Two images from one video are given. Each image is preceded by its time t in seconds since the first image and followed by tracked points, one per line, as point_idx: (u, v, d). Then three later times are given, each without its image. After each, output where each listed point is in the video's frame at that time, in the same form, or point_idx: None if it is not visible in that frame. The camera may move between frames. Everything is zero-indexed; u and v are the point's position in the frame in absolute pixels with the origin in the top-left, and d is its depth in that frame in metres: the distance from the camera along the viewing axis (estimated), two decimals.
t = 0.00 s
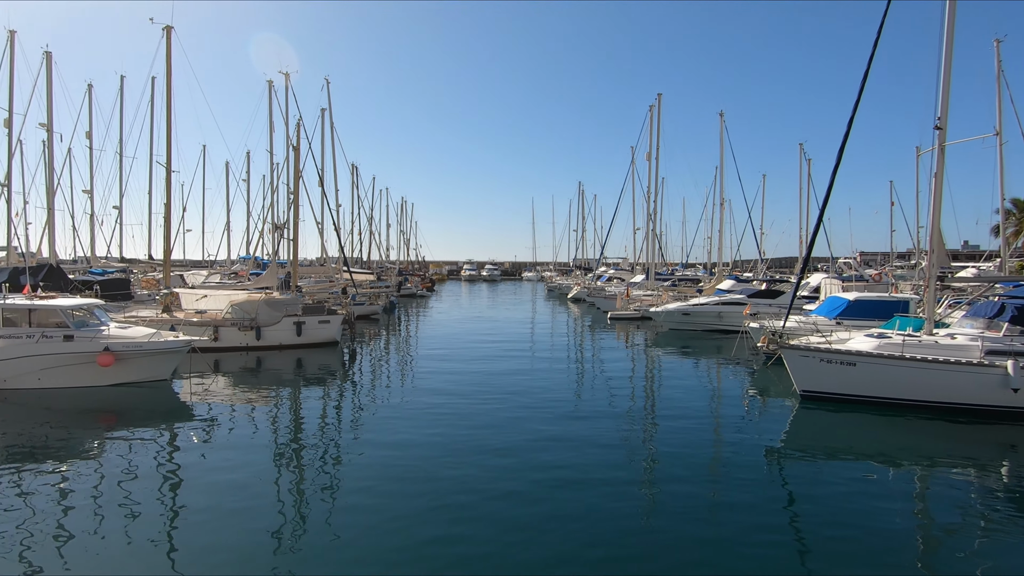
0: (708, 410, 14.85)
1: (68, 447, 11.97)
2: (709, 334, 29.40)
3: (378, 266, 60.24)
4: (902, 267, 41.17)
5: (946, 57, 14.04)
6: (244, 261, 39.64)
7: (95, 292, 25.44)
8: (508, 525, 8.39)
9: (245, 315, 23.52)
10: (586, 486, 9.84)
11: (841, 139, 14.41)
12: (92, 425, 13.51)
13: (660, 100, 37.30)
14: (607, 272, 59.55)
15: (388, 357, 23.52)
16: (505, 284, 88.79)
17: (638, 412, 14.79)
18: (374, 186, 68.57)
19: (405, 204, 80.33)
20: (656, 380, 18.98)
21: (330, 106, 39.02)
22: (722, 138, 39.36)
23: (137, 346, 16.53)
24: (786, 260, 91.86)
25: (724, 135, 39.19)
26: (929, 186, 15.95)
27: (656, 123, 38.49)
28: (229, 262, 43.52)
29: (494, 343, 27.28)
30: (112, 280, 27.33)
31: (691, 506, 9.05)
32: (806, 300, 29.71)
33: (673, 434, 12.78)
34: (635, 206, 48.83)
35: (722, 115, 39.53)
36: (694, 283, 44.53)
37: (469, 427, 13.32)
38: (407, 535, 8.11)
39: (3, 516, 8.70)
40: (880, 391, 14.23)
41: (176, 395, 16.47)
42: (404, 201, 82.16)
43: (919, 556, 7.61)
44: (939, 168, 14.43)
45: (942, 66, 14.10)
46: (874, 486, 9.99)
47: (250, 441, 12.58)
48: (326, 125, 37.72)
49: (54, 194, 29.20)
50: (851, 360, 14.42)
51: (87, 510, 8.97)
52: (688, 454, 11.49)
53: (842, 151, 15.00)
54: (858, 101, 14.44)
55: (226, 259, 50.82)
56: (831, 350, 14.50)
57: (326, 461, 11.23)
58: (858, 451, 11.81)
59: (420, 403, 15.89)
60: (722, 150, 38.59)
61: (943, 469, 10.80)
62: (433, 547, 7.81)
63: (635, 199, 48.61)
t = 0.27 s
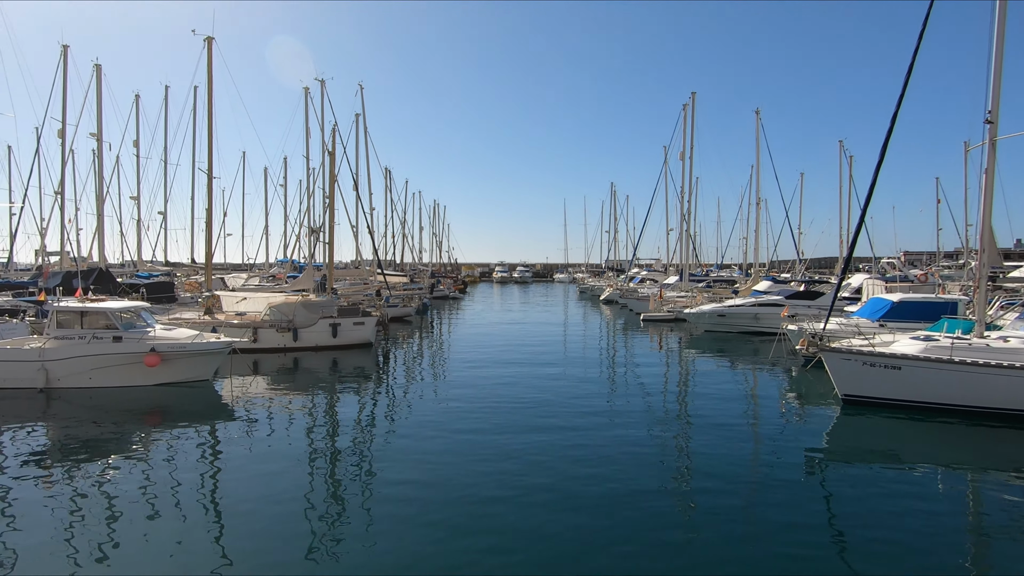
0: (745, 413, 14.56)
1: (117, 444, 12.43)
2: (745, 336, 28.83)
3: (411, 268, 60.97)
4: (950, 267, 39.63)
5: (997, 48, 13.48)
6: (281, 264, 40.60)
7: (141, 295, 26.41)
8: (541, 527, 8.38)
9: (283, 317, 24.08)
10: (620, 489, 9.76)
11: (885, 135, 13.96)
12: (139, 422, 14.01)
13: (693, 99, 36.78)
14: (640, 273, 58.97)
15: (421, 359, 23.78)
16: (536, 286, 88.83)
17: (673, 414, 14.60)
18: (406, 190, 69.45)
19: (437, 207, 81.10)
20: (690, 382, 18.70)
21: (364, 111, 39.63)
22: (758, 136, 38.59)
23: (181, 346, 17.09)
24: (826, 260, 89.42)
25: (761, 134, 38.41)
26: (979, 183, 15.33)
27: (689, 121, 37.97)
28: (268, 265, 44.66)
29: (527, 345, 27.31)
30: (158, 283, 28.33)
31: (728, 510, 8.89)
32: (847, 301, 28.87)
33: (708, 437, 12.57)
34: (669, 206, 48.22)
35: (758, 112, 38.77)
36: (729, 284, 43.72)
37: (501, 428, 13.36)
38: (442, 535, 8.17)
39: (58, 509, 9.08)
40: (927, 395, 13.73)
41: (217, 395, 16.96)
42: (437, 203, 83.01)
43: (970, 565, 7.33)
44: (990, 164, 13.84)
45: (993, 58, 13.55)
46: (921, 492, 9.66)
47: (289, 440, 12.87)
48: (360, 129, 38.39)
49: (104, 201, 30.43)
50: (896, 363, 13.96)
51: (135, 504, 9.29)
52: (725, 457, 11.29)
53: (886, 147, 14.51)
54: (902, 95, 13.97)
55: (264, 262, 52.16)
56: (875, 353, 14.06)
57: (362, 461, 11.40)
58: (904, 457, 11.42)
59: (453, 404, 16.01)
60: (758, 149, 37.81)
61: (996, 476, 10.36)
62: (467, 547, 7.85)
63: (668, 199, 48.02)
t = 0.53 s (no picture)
0: (779, 417, 14.28)
1: (158, 443, 12.83)
2: (779, 338, 28.23)
3: (441, 271, 61.41)
4: (997, 267, 38.12)
5: None
6: (314, 268, 41.40)
7: (181, 298, 27.23)
8: (569, 530, 8.36)
9: (316, 320, 24.51)
10: (650, 492, 9.67)
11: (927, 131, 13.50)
12: (179, 422, 14.44)
13: (725, 97, 36.33)
14: (670, 275, 58.26)
15: (451, 361, 23.95)
16: (566, 289, 88.47)
17: (705, 418, 14.40)
18: (437, 193, 70.02)
19: (467, 210, 81.52)
20: (723, 385, 18.42)
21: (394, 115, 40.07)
22: (792, 134, 37.80)
23: (219, 348, 17.56)
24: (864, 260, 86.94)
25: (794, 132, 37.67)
26: None
27: (721, 120, 37.43)
28: (302, 269, 45.55)
29: (556, 347, 27.25)
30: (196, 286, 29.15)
31: (761, 516, 8.72)
32: (886, 303, 28.02)
33: (741, 441, 12.36)
34: (700, 206, 47.55)
35: (792, 110, 37.99)
36: (763, 286, 42.85)
37: (530, 431, 13.36)
38: (470, 537, 8.22)
39: (102, 506, 9.41)
40: (973, 401, 13.25)
41: (253, 396, 17.37)
42: (466, 206, 83.51)
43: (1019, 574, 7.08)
44: None
45: None
46: (967, 499, 9.34)
47: (322, 440, 13.11)
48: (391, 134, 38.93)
49: (146, 207, 31.49)
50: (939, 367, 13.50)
51: (174, 503, 9.58)
52: (758, 461, 11.08)
53: (927, 145, 14.06)
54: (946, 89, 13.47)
55: (298, 265, 53.22)
56: (917, 357, 13.62)
57: (393, 462, 11.55)
58: (949, 464, 11.03)
59: (482, 406, 16.08)
60: (792, 147, 37.05)
61: None
62: (495, 549, 7.87)
63: (699, 199, 47.34)
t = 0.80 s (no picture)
0: (818, 422, 13.94)
1: (199, 442, 13.20)
2: (817, 342, 27.53)
3: (471, 275, 61.76)
4: None
5: None
6: (348, 272, 42.13)
7: (220, 302, 27.99)
8: (602, 532, 8.33)
9: (349, 323, 24.93)
10: (683, 496, 9.56)
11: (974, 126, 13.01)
12: (219, 422, 14.84)
13: (758, 97, 35.74)
14: (703, 277, 57.40)
15: (482, 364, 24.05)
16: (596, 292, 87.97)
17: (740, 422, 14.15)
18: (467, 197, 70.46)
19: (497, 213, 81.82)
20: (758, 390, 18.06)
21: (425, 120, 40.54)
22: (829, 132, 36.91)
23: (257, 350, 18.00)
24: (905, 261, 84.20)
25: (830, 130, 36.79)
26: None
27: (754, 119, 36.79)
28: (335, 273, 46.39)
29: (587, 351, 27.12)
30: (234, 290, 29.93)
31: (799, 522, 8.53)
32: (930, 305, 27.08)
33: (777, 445, 12.11)
34: (733, 208, 46.76)
35: (829, 107, 37.10)
36: (799, 288, 41.84)
37: (561, 433, 13.34)
38: (503, 538, 8.24)
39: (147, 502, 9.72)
40: None
41: (289, 397, 17.75)
42: (496, 210, 83.90)
43: None
44: None
45: None
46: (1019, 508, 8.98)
47: (356, 441, 13.32)
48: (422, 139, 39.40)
49: (187, 214, 32.51)
50: (988, 372, 12.98)
51: (215, 500, 9.83)
52: (796, 466, 10.83)
53: (973, 141, 13.56)
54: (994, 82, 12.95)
55: (331, 269, 54.20)
56: (964, 362, 13.13)
57: (425, 463, 11.65)
58: (999, 472, 10.61)
59: (513, 408, 16.12)
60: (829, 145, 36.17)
61: None
62: (528, 551, 7.87)
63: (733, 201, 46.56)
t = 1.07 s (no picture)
0: (862, 429, 13.52)
1: (241, 442, 13.56)
2: (861, 346, 26.67)
3: (506, 278, 61.98)
4: None
5: None
6: (384, 275, 42.81)
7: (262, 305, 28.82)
8: (636, 537, 8.30)
9: (386, 326, 25.31)
10: (720, 502, 9.41)
11: None
12: (261, 423, 15.22)
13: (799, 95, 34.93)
14: (742, 279, 56.22)
15: (517, 367, 24.10)
16: (631, 295, 87.10)
17: (779, 428, 13.84)
18: (501, 201, 70.76)
19: (531, 216, 81.82)
20: (799, 395, 17.62)
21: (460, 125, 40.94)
22: (874, 129, 35.78)
23: (297, 352, 18.44)
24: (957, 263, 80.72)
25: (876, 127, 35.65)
26: None
27: (795, 118, 35.94)
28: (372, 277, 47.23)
29: (623, 354, 26.89)
30: (276, 294, 30.75)
31: (842, 531, 8.30)
32: (984, 309, 25.92)
33: (819, 452, 11.80)
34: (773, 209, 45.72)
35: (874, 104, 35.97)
36: (843, 291, 40.58)
37: (596, 438, 13.27)
38: (535, 540, 8.29)
39: (193, 500, 10.03)
40: None
41: (328, 399, 18.12)
42: (530, 213, 84.05)
43: None
44: None
45: None
46: None
47: (392, 442, 13.54)
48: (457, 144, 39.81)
49: (231, 220, 33.56)
50: None
51: (256, 499, 10.07)
52: (837, 474, 10.54)
53: None
54: None
55: (368, 273, 55.15)
56: (1020, 368, 12.55)
57: (460, 466, 11.73)
58: None
59: (547, 412, 16.10)
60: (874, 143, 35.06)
61: None
62: (561, 554, 7.89)
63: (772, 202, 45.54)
